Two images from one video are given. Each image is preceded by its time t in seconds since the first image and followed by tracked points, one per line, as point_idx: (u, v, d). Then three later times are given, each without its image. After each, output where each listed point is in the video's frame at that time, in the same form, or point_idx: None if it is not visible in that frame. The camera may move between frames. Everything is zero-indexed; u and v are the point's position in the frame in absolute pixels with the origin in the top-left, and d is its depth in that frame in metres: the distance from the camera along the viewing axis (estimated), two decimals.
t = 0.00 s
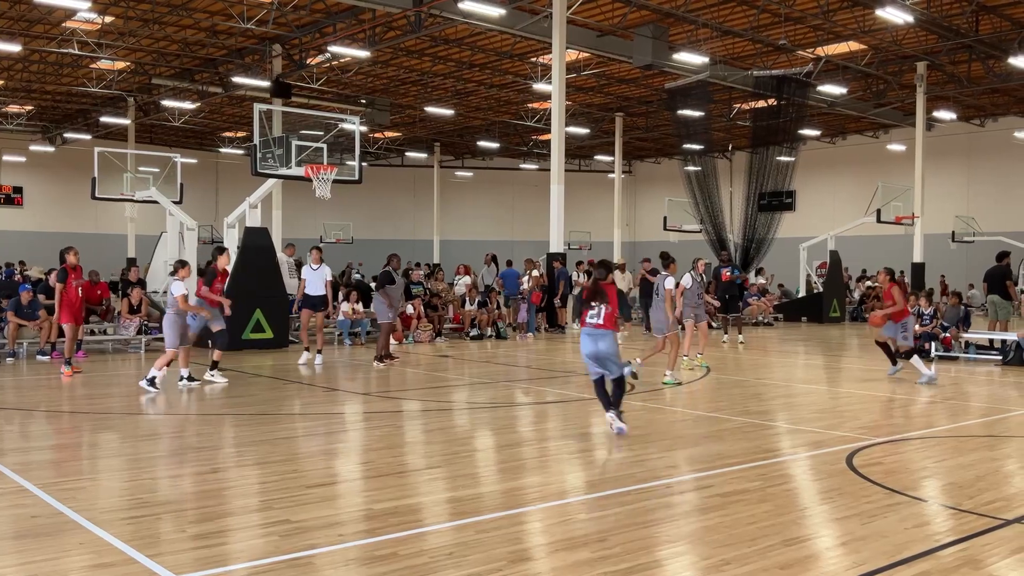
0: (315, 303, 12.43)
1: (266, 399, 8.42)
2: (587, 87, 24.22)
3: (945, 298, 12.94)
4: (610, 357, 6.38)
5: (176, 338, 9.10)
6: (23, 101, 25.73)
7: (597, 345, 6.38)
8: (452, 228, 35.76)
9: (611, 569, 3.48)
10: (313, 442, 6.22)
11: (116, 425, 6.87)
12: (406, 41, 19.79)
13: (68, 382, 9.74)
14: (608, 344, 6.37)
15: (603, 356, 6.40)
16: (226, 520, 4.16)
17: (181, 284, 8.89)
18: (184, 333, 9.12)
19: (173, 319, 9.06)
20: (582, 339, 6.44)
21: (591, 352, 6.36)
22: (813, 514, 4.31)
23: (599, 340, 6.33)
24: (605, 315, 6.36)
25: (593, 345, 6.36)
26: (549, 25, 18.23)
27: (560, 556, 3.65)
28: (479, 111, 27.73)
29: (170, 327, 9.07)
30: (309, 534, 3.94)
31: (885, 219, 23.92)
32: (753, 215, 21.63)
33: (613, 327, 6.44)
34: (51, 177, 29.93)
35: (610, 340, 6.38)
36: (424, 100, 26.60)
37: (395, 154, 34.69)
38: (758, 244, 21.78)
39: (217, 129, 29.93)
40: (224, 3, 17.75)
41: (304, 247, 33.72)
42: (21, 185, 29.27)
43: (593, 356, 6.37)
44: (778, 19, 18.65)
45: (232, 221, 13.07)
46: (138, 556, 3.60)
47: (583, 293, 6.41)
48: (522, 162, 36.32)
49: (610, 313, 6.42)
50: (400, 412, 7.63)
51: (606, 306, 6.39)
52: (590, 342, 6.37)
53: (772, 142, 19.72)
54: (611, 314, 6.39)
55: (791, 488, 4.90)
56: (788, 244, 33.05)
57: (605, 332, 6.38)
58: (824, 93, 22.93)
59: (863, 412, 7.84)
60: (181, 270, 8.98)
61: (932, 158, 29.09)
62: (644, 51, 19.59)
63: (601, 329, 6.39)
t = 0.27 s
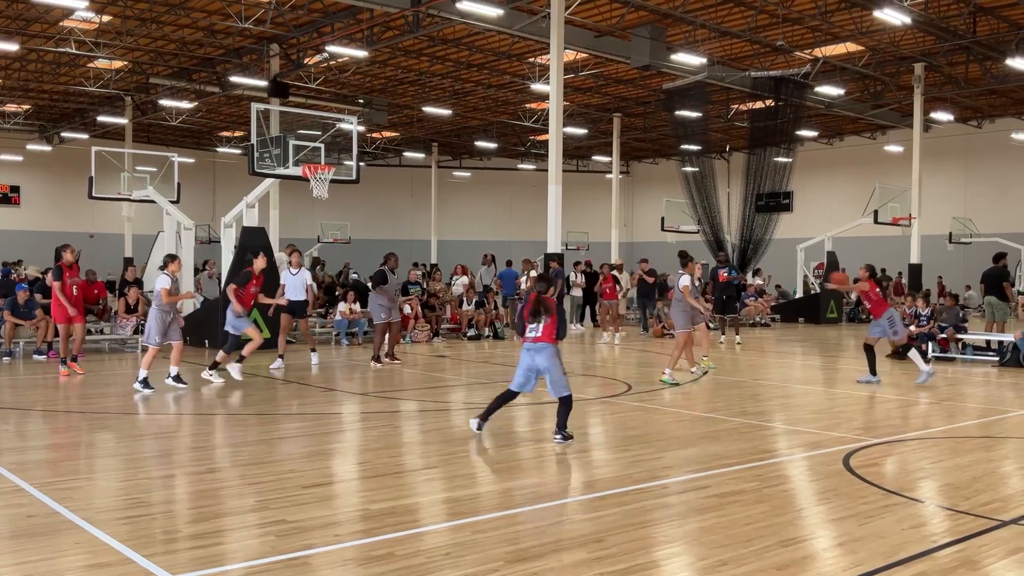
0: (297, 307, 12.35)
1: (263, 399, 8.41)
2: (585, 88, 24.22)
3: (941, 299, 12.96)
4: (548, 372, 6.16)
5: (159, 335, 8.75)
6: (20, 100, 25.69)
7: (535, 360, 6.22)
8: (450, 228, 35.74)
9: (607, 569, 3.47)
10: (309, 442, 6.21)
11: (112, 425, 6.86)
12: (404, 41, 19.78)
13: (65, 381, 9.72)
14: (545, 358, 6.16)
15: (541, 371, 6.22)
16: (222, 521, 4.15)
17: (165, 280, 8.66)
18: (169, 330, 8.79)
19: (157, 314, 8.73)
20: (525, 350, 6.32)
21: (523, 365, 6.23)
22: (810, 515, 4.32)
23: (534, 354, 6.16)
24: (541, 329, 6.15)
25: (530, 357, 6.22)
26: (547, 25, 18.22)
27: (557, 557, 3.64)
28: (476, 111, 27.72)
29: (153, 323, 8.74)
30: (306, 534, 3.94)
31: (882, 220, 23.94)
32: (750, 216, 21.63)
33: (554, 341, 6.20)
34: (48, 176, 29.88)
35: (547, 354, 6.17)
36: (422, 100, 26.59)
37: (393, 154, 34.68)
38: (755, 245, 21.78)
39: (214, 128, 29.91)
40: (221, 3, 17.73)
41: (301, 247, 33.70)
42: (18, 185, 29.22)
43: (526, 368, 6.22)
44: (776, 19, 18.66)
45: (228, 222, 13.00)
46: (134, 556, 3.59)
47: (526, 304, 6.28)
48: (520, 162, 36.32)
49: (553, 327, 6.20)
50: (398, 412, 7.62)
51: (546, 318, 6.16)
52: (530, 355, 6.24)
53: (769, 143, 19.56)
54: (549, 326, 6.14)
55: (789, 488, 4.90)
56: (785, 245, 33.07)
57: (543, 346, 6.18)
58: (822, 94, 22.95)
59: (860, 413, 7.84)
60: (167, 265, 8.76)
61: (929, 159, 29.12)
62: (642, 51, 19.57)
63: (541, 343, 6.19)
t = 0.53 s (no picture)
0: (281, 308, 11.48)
1: (260, 400, 8.40)
2: (583, 89, 24.24)
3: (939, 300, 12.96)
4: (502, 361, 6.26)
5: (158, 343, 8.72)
6: (18, 99, 25.67)
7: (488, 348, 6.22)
8: (448, 228, 35.74)
9: (606, 570, 3.47)
10: (306, 443, 6.20)
11: (110, 425, 6.85)
12: (403, 41, 19.77)
13: (62, 381, 9.70)
14: (499, 347, 6.24)
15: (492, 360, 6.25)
16: (219, 521, 4.15)
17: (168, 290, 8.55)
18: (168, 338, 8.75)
19: (158, 322, 8.70)
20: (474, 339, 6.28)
21: (478, 354, 6.20)
22: (808, 516, 4.31)
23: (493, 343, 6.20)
24: (496, 317, 6.19)
25: (483, 347, 6.22)
26: (546, 26, 18.23)
27: (555, 558, 3.64)
28: (475, 112, 27.72)
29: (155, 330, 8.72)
30: (304, 535, 3.93)
31: (880, 222, 23.96)
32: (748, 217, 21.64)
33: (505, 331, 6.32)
34: (46, 175, 29.84)
35: (500, 342, 6.24)
36: (420, 101, 26.58)
37: (391, 155, 34.68)
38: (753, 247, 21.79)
39: (212, 128, 29.89)
40: (220, 3, 17.72)
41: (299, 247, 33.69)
42: (16, 184, 29.17)
43: (481, 358, 6.19)
44: (775, 21, 18.68)
45: (227, 221, 13.02)
46: (131, 557, 3.58)
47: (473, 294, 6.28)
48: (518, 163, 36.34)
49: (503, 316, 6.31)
50: (396, 413, 7.62)
51: (498, 307, 6.22)
52: (482, 344, 6.24)
53: (768, 145, 19.73)
54: (504, 315, 6.20)
55: (787, 490, 4.90)
56: (783, 247, 33.10)
57: (498, 335, 6.26)
58: (820, 95, 22.97)
59: (858, 415, 7.84)
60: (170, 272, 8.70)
61: (927, 161, 29.16)
62: (641, 52, 19.51)
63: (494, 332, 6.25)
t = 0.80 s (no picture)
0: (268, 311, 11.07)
1: (259, 400, 8.40)
2: (583, 90, 24.26)
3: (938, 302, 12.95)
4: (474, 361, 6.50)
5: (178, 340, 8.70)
6: (17, 99, 25.67)
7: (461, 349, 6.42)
8: (447, 229, 35.74)
9: (605, 571, 3.48)
10: (305, 444, 6.20)
11: (108, 425, 6.85)
12: (402, 42, 19.76)
13: (60, 381, 9.69)
14: (473, 347, 6.47)
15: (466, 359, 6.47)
16: (217, 522, 4.15)
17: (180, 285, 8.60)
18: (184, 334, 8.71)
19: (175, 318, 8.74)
20: (447, 343, 6.41)
21: (458, 356, 6.37)
22: (807, 519, 4.32)
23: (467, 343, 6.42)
24: (469, 318, 6.44)
25: (458, 349, 6.40)
26: (545, 27, 18.26)
27: (554, 559, 3.64)
28: (475, 113, 27.72)
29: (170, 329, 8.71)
30: (302, 536, 3.93)
31: (879, 224, 23.98)
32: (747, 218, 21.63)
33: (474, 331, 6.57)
34: (45, 175, 29.83)
35: (474, 342, 6.49)
36: (420, 102, 26.59)
37: (390, 155, 34.69)
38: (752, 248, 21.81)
39: (211, 129, 29.90)
40: (219, 3, 17.72)
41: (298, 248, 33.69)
42: (15, 184, 29.16)
43: (460, 359, 6.38)
44: (774, 23, 18.70)
45: (226, 222, 13.01)
46: (129, 557, 3.58)
47: (442, 299, 6.40)
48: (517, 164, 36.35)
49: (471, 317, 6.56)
50: (394, 413, 7.62)
51: (468, 308, 6.47)
52: (455, 347, 6.41)
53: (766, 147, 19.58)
54: (475, 315, 6.48)
55: (785, 492, 4.90)
56: (782, 248, 33.13)
57: (469, 336, 6.49)
58: (819, 97, 23.00)
59: (857, 417, 7.83)
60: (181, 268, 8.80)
61: (926, 164, 29.19)
62: (640, 54, 19.47)
63: (465, 333, 6.48)
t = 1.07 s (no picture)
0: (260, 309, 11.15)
1: (258, 401, 8.40)
2: (583, 92, 24.25)
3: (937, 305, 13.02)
4: (444, 362, 6.66)
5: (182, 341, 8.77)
6: (17, 99, 25.67)
7: (430, 349, 6.59)
8: (446, 230, 35.75)
9: (604, 573, 3.47)
10: (305, 444, 6.19)
11: (107, 426, 6.85)
12: (402, 44, 19.77)
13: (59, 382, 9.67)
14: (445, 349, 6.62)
15: (436, 361, 6.64)
16: (216, 522, 4.15)
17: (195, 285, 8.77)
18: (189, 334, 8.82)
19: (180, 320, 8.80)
20: (421, 342, 6.63)
21: (426, 357, 6.57)
22: (805, 521, 4.32)
23: (437, 346, 6.57)
24: (443, 322, 6.56)
25: (430, 350, 6.59)
26: (545, 29, 18.27)
27: (553, 561, 3.64)
28: (474, 114, 27.72)
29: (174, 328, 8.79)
30: (301, 537, 3.92)
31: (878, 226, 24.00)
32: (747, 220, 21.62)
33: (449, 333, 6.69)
34: (44, 175, 29.81)
35: (446, 345, 6.63)
36: (420, 103, 26.59)
37: (390, 156, 34.69)
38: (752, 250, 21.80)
39: (211, 129, 29.89)
40: (219, 4, 17.72)
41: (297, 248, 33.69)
42: (14, 184, 29.15)
43: (429, 360, 6.58)
44: (774, 25, 18.72)
45: (226, 222, 13.00)
46: (128, 557, 3.58)
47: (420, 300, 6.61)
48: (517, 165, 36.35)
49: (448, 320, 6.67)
50: (393, 414, 7.63)
51: (444, 311, 6.58)
52: (430, 347, 6.60)
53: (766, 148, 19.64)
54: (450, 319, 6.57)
55: (784, 494, 4.90)
56: (781, 250, 33.14)
57: (442, 339, 6.61)
58: (819, 100, 23.01)
59: (856, 419, 7.83)
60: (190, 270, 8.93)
61: (925, 166, 29.20)
62: (641, 56, 19.49)
63: (440, 336, 6.60)
